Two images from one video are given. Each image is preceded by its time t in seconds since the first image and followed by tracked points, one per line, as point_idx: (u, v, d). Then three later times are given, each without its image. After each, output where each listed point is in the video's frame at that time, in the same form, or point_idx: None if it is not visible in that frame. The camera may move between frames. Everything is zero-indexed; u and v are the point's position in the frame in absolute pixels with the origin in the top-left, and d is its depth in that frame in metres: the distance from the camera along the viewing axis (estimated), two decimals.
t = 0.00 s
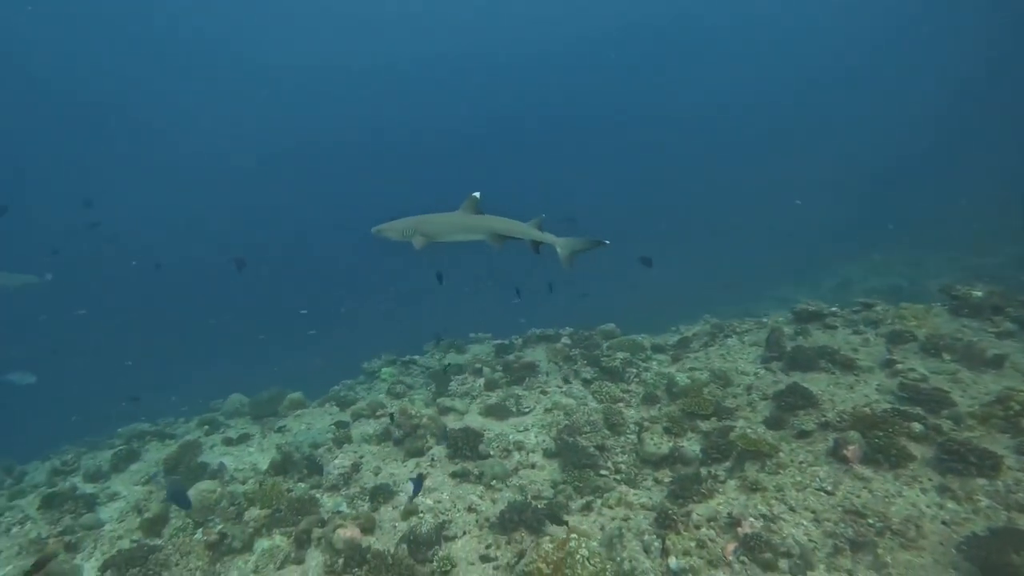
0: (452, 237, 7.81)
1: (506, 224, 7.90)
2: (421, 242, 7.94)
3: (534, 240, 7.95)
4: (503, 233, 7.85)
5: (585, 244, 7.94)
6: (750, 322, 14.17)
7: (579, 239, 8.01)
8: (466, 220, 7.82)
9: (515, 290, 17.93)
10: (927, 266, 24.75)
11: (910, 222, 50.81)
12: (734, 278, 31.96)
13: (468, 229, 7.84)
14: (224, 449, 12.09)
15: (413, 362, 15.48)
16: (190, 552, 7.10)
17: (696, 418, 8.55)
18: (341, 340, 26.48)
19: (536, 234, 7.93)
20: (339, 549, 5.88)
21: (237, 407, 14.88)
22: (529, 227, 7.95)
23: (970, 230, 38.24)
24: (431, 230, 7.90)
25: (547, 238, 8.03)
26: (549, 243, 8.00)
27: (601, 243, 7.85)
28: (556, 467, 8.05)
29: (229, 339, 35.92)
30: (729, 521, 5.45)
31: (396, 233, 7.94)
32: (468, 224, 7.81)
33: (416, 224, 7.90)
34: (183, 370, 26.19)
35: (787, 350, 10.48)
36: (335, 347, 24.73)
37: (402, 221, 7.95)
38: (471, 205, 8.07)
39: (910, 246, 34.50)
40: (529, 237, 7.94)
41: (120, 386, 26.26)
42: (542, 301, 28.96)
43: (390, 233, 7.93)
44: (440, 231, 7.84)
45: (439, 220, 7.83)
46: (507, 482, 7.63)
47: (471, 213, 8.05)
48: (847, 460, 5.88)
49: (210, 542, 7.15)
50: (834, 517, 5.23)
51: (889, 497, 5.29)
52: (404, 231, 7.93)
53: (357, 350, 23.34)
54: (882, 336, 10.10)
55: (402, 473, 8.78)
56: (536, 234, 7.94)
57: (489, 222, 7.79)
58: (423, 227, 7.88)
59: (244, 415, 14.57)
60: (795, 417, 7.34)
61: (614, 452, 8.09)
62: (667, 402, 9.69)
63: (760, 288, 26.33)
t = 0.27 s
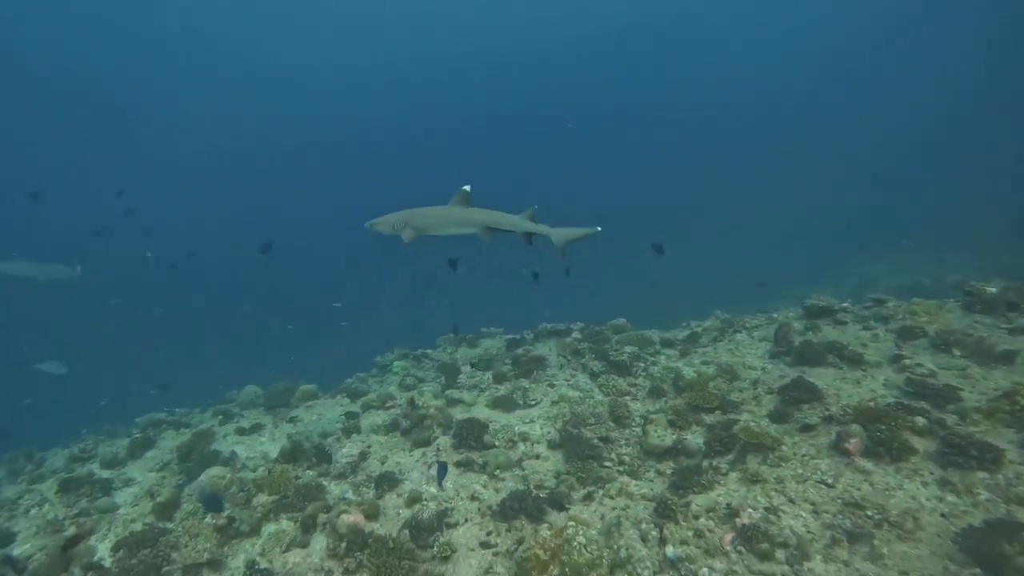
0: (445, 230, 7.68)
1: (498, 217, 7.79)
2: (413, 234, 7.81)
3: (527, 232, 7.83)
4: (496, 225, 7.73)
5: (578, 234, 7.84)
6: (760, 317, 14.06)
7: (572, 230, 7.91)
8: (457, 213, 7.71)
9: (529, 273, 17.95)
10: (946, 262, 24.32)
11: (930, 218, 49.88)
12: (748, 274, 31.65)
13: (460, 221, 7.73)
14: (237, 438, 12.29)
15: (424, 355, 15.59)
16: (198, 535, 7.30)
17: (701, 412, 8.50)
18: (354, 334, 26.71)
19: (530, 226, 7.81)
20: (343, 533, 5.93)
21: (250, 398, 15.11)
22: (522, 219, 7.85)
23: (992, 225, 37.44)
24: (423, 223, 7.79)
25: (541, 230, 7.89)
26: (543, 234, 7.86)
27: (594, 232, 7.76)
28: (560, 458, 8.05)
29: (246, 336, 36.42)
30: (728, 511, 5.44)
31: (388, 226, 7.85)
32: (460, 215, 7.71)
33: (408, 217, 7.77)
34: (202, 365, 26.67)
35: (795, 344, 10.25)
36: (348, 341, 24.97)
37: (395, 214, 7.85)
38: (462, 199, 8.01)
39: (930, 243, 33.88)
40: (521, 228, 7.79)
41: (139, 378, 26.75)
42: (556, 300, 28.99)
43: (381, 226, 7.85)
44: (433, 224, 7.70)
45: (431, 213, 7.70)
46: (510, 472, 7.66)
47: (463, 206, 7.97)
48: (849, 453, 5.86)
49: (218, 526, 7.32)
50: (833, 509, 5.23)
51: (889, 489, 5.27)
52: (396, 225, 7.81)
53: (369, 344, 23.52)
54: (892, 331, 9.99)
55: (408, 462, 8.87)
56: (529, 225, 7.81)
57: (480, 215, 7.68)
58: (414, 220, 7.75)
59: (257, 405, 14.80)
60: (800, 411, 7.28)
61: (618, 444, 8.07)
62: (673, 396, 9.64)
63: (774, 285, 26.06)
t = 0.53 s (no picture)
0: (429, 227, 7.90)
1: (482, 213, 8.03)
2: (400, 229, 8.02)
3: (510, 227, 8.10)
4: (479, 221, 7.97)
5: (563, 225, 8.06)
6: (765, 315, 13.98)
7: (554, 222, 8.12)
8: (441, 210, 7.93)
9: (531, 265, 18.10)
10: (958, 260, 23.99)
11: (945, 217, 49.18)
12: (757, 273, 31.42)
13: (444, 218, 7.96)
14: (245, 429, 12.43)
15: (430, 350, 15.66)
16: (202, 521, 7.40)
17: (700, 407, 8.48)
18: (362, 331, 26.84)
19: (512, 220, 8.08)
20: (342, 521, 5.99)
21: (259, 392, 15.26)
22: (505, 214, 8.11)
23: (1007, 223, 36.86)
24: (409, 220, 8.01)
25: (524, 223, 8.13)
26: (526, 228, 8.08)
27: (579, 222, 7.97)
28: (559, 450, 8.09)
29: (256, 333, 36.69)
30: (722, 504, 5.46)
31: (375, 222, 8.06)
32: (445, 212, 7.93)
33: (395, 214, 7.99)
34: (213, 362, 26.93)
35: (799, 342, 10.09)
36: (356, 338, 25.11)
37: (381, 211, 8.08)
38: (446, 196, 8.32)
39: (943, 241, 33.44)
40: (506, 224, 8.09)
41: (150, 371, 27.05)
42: (563, 300, 29.01)
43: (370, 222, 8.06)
44: (418, 221, 7.92)
45: (416, 211, 7.93)
46: (509, 463, 7.70)
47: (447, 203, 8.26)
48: (846, 448, 5.85)
49: (222, 513, 7.42)
50: (827, 502, 5.23)
51: (884, 484, 5.27)
52: (383, 222, 8.03)
53: (377, 339, 23.63)
54: (896, 329, 9.91)
55: (409, 453, 8.94)
56: (512, 220, 8.08)
57: (463, 212, 7.92)
58: (399, 217, 7.97)
59: (265, 398, 14.94)
60: (799, 407, 7.24)
61: (617, 438, 8.07)
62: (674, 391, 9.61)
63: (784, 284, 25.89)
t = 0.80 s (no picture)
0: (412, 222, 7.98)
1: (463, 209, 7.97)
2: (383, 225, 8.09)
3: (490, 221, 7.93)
4: (458, 217, 7.91)
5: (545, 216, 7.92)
6: (770, 311, 13.88)
7: (536, 214, 7.98)
8: (424, 205, 7.99)
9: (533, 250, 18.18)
10: (969, 258, 23.67)
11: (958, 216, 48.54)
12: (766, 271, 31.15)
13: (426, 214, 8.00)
14: (250, 420, 12.52)
15: (436, 345, 15.70)
16: (203, 505, 7.46)
17: (699, 401, 8.35)
18: (369, 326, 26.91)
19: (492, 215, 7.92)
20: (340, 506, 6.00)
21: (267, 383, 15.35)
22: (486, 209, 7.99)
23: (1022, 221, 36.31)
24: (395, 215, 8.09)
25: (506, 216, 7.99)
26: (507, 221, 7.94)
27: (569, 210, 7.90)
28: (558, 442, 8.00)
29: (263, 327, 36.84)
30: (716, 494, 5.46)
31: (363, 218, 8.21)
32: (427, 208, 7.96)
33: (381, 209, 8.11)
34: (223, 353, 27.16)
35: (804, 338, 9.81)
36: (363, 333, 25.21)
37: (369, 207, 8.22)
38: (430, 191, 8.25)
39: (955, 239, 33.00)
40: (485, 217, 7.93)
41: (160, 363, 27.30)
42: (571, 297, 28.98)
43: (359, 218, 8.19)
44: (403, 217, 8.02)
45: (400, 207, 8.01)
46: (508, 454, 7.62)
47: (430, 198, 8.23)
48: (842, 441, 5.84)
49: (223, 497, 7.44)
50: (821, 494, 5.24)
51: (879, 476, 5.26)
52: (370, 218, 8.18)
53: (383, 335, 23.70)
54: (900, 325, 9.80)
55: (410, 442, 9.00)
56: (493, 214, 7.93)
57: (443, 207, 7.93)
58: (386, 212, 8.05)
59: (271, 390, 15.05)
60: (798, 401, 7.09)
61: (616, 430, 7.94)
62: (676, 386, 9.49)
63: (794, 284, 25.70)
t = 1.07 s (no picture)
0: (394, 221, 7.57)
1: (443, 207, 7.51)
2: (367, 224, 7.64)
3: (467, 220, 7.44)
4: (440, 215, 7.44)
5: (523, 214, 7.33)
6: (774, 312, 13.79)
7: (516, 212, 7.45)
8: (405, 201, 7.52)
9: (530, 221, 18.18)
10: (978, 258, 23.39)
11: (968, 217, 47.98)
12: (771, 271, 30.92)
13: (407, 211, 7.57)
14: (254, 413, 12.56)
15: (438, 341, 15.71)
16: (203, 492, 7.50)
17: (699, 399, 7.68)
18: (373, 323, 26.95)
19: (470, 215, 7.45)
20: (337, 494, 6.03)
21: (271, 377, 15.40)
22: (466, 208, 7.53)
23: None
24: (380, 213, 7.66)
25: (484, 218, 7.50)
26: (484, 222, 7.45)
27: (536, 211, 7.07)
28: (556, 437, 7.43)
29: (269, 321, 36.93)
30: (709, 489, 5.48)
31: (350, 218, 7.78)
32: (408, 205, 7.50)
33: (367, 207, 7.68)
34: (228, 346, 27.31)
35: (803, 337, 8.84)
36: (367, 330, 25.25)
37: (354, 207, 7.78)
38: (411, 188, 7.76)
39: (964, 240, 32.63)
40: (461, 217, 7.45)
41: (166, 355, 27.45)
42: (574, 297, 28.98)
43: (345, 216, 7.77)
44: (387, 215, 7.60)
45: (384, 203, 7.59)
46: (507, 447, 7.23)
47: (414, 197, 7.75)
48: (837, 438, 5.84)
49: (221, 486, 7.47)
50: (815, 490, 5.24)
51: (872, 474, 5.26)
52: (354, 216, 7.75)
53: (386, 332, 23.72)
54: (902, 325, 9.71)
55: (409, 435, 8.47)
56: (471, 214, 7.48)
57: (424, 204, 7.45)
58: (372, 210, 7.62)
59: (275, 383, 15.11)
60: (795, 399, 6.96)
61: (616, 426, 7.39)
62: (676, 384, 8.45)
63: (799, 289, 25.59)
